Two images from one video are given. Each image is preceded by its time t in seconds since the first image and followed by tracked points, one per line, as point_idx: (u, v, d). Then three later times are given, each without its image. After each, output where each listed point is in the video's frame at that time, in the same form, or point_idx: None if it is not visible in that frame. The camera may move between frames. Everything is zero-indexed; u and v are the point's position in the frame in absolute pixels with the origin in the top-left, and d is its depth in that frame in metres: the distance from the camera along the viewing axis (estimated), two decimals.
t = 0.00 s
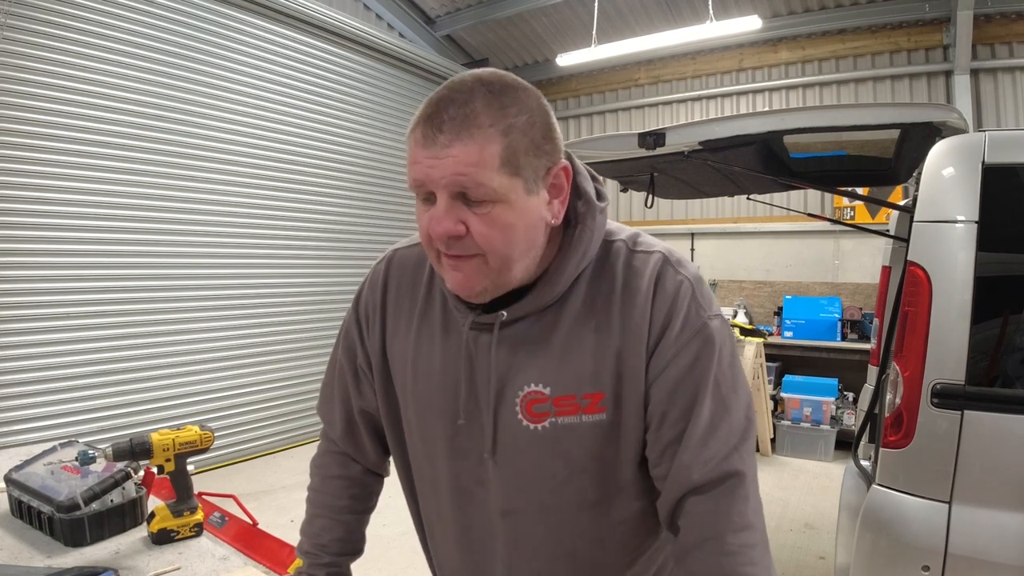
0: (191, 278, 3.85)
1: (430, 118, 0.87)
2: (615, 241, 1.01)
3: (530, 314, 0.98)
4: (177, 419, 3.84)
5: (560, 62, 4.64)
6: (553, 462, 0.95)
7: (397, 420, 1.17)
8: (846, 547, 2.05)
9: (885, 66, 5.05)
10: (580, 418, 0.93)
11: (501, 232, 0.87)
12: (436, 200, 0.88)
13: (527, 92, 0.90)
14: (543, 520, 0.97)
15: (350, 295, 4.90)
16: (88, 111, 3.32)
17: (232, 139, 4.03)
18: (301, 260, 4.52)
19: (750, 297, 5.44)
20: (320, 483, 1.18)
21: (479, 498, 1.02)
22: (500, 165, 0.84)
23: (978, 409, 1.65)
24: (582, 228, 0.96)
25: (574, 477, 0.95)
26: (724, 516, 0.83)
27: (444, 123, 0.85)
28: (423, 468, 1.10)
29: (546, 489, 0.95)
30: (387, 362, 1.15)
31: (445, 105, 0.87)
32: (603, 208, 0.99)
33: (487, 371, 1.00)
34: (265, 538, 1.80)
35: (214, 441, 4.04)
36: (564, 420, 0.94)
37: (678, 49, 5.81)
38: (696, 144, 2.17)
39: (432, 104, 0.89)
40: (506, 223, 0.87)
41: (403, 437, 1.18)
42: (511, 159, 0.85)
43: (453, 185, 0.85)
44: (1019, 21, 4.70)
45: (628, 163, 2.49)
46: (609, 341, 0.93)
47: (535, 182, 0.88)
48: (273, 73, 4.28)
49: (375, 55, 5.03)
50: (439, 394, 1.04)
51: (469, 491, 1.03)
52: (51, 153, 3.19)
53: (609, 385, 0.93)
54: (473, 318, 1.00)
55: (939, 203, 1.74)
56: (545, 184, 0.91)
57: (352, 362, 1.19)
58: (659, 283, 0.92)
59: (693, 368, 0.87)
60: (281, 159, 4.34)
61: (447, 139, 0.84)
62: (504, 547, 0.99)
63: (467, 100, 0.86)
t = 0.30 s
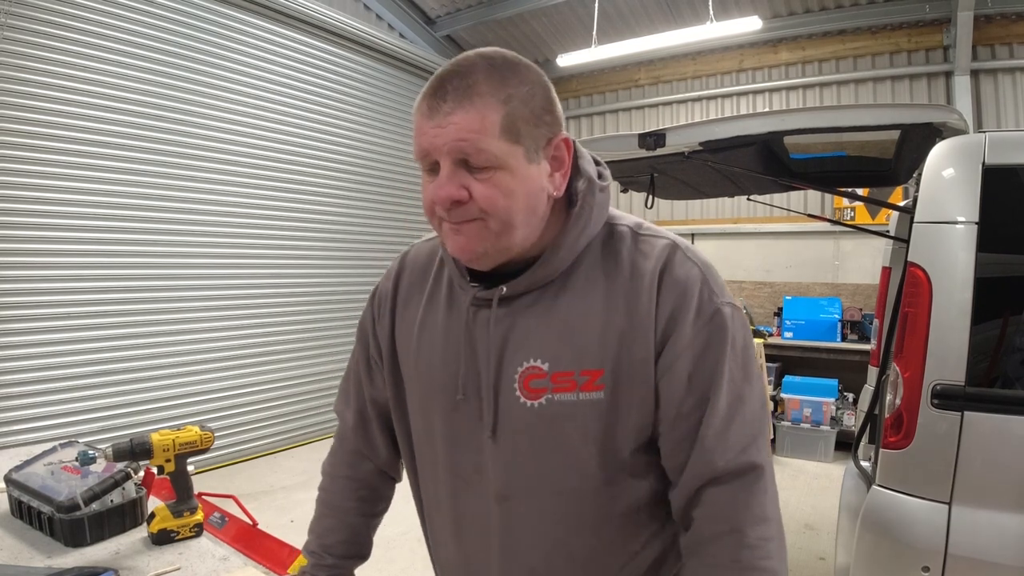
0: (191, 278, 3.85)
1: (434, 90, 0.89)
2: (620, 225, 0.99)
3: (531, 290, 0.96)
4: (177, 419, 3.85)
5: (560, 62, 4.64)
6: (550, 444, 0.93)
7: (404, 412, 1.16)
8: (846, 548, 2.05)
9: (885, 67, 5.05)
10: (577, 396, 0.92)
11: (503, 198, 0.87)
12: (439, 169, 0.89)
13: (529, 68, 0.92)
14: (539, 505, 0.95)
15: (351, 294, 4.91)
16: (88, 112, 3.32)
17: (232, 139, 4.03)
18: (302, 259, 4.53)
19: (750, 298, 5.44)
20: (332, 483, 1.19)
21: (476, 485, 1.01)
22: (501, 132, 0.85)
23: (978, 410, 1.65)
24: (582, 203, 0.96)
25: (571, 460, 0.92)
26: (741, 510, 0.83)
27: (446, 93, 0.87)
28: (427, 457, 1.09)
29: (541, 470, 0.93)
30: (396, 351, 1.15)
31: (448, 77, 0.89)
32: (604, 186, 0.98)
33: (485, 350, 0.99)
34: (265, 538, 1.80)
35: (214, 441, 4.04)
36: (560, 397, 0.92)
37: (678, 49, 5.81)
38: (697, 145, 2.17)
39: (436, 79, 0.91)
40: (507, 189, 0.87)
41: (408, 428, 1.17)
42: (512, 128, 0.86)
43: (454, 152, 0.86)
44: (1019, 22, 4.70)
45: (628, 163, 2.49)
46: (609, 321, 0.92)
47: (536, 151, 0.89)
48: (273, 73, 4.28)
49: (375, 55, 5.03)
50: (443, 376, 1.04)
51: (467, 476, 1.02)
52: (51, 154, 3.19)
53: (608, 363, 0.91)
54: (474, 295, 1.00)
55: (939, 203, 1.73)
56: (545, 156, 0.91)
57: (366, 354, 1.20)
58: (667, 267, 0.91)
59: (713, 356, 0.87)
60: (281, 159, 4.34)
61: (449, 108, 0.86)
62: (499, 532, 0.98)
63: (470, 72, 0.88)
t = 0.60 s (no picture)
0: (192, 278, 3.85)
1: (423, 85, 0.91)
2: (631, 219, 0.99)
3: (536, 290, 0.97)
4: (177, 419, 3.85)
5: (560, 63, 4.64)
6: (560, 448, 0.93)
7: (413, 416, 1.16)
8: (846, 548, 2.05)
9: (884, 67, 5.06)
10: (585, 401, 0.92)
11: (496, 189, 0.88)
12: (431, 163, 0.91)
13: (518, 53, 0.92)
14: (546, 514, 0.94)
15: (352, 294, 4.92)
16: (88, 111, 3.32)
17: (232, 138, 4.03)
18: (302, 260, 4.53)
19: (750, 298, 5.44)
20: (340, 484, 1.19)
21: (479, 490, 1.01)
22: (488, 121, 0.86)
23: (978, 411, 1.65)
24: (585, 195, 0.96)
25: (581, 468, 0.92)
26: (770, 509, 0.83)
27: (434, 86, 0.89)
28: (436, 459, 1.09)
29: (549, 477, 0.93)
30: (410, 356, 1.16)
31: (436, 70, 0.90)
32: (608, 178, 0.99)
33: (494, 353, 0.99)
34: (265, 538, 1.79)
35: (214, 441, 4.04)
36: (567, 402, 0.92)
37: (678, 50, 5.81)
38: (696, 145, 2.17)
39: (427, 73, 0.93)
40: (498, 179, 0.87)
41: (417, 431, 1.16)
42: (499, 116, 0.86)
43: (443, 144, 0.87)
44: (1019, 23, 4.70)
45: (628, 163, 2.49)
46: (619, 323, 0.92)
47: (528, 140, 0.88)
48: (273, 72, 4.28)
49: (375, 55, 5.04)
50: (452, 380, 1.04)
51: (472, 482, 1.02)
52: (51, 154, 3.19)
53: (617, 366, 0.91)
54: (480, 297, 1.01)
55: (939, 203, 1.73)
56: (541, 145, 0.91)
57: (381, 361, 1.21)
58: (684, 265, 0.91)
59: (741, 356, 0.86)
60: (282, 159, 4.34)
61: (437, 100, 0.88)
62: (503, 540, 0.97)
63: (455, 64, 0.89)
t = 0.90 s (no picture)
0: (192, 278, 3.86)
1: (373, 94, 0.84)
2: (609, 226, 0.98)
3: (520, 309, 0.93)
4: (177, 419, 3.85)
5: (560, 63, 4.64)
6: (564, 471, 0.91)
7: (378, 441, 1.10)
8: (846, 548, 2.05)
9: (884, 68, 5.06)
10: (588, 421, 0.90)
11: (451, 209, 0.82)
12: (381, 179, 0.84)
13: (477, 58, 0.85)
14: (554, 536, 0.93)
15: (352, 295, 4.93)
16: (88, 111, 3.32)
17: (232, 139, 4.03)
18: (302, 260, 4.54)
19: (750, 298, 5.44)
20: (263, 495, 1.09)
21: (475, 521, 0.97)
22: (441, 135, 0.79)
23: (978, 411, 1.65)
24: (565, 204, 0.93)
25: (589, 487, 0.91)
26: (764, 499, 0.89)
27: (384, 95, 0.82)
28: (412, 490, 1.03)
29: (558, 501, 0.91)
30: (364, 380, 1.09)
31: (386, 79, 0.83)
32: (585, 185, 0.96)
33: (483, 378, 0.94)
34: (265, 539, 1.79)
35: (215, 441, 4.04)
36: (570, 425, 0.90)
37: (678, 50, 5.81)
38: (697, 145, 2.17)
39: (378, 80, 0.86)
40: (453, 198, 0.81)
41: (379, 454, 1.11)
42: (456, 130, 0.80)
43: (393, 160, 0.81)
44: (1019, 23, 4.70)
45: (629, 163, 2.49)
46: (615, 337, 0.91)
47: (488, 154, 0.83)
48: (273, 73, 4.28)
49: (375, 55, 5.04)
50: (431, 407, 0.99)
51: (465, 515, 0.97)
52: (51, 154, 3.19)
53: (617, 383, 0.91)
54: (460, 318, 0.96)
55: (939, 203, 1.73)
56: (503, 158, 0.85)
57: (316, 377, 1.11)
58: (672, 270, 0.91)
59: (728, 356, 0.90)
60: (281, 159, 4.35)
61: (386, 112, 0.81)
62: (508, 565, 0.95)
63: (408, 71, 0.82)
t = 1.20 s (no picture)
0: (192, 278, 3.86)
1: (306, 114, 0.78)
2: (568, 232, 0.99)
3: (495, 330, 0.92)
4: (177, 419, 3.85)
5: (560, 62, 4.63)
6: (560, 481, 0.95)
7: (339, 477, 1.04)
8: (846, 548, 2.05)
9: (884, 68, 5.06)
10: (581, 430, 0.94)
11: (395, 238, 0.78)
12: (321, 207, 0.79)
13: (415, 73, 0.80)
14: (554, 544, 0.97)
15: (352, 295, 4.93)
16: (88, 111, 3.33)
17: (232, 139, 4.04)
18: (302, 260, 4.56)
19: (750, 298, 5.44)
20: (162, 547, 0.95)
21: (471, 546, 0.96)
22: (383, 161, 0.75)
23: (978, 411, 1.65)
24: (527, 216, 0.93)
25: (587, 492, 0.96)
26: (726, 464, 1.03)
27: (318, 116, 0.76)
28: (392, 525, 0.99)
29: (560, 511, 0.95)
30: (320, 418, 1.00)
31: (320, 97, 0.78)
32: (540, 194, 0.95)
33: (466, 404, 0.92)
34: (265, 539, 1.79)
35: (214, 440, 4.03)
36: (564, 436, 0.94)
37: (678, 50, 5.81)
38: (697, 145, 2.17)
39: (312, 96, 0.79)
40: (398, 227, 0.78)
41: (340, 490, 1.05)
42: (399, 155, 0.76)
43: (331, 189, 0.76)
44: (1019, 23, 4.70)
45: (629, 163, 2.49)
46: (598, 347, 0.94)
47: (435, 176, 0.80)
48: (272, 73, 4.28)
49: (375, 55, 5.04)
50: (411, 437, 0.95)
51: (460, 541, 0.96)
52: (51, 154, 3.19)
53: (604, 390, 0.95)
54: (434, 348, 0.91)
55: (939, 203, 1.73)
56: (452, 180, 0.83)
57: (244, 416, 0.98)
58: (634, 270, 0.97)
59: (688, 343, 1.01)
60: (281, 159, 4.35)
61: (321, 136, 0.75)
62: None
63: (343, 90, 0.77)
